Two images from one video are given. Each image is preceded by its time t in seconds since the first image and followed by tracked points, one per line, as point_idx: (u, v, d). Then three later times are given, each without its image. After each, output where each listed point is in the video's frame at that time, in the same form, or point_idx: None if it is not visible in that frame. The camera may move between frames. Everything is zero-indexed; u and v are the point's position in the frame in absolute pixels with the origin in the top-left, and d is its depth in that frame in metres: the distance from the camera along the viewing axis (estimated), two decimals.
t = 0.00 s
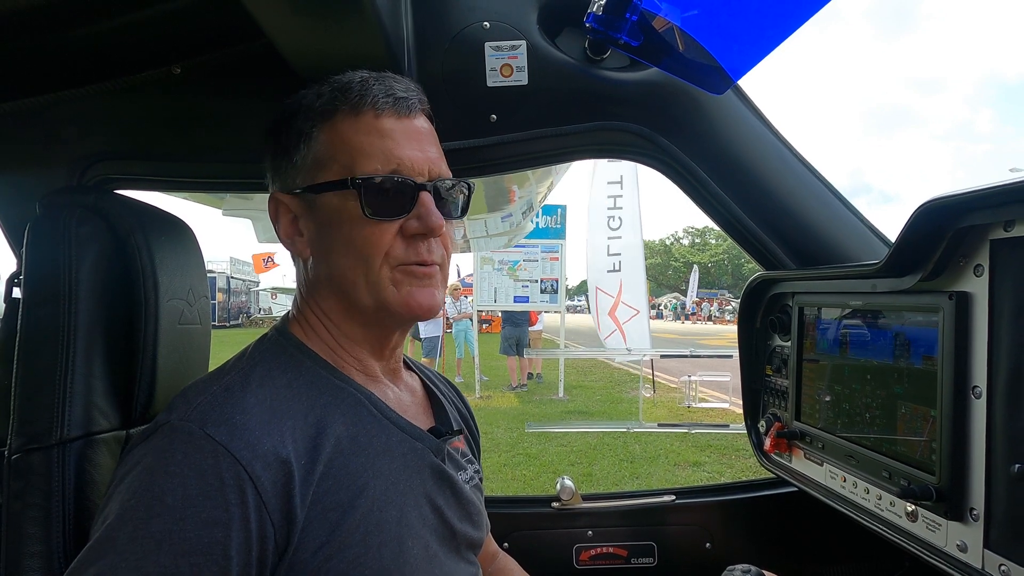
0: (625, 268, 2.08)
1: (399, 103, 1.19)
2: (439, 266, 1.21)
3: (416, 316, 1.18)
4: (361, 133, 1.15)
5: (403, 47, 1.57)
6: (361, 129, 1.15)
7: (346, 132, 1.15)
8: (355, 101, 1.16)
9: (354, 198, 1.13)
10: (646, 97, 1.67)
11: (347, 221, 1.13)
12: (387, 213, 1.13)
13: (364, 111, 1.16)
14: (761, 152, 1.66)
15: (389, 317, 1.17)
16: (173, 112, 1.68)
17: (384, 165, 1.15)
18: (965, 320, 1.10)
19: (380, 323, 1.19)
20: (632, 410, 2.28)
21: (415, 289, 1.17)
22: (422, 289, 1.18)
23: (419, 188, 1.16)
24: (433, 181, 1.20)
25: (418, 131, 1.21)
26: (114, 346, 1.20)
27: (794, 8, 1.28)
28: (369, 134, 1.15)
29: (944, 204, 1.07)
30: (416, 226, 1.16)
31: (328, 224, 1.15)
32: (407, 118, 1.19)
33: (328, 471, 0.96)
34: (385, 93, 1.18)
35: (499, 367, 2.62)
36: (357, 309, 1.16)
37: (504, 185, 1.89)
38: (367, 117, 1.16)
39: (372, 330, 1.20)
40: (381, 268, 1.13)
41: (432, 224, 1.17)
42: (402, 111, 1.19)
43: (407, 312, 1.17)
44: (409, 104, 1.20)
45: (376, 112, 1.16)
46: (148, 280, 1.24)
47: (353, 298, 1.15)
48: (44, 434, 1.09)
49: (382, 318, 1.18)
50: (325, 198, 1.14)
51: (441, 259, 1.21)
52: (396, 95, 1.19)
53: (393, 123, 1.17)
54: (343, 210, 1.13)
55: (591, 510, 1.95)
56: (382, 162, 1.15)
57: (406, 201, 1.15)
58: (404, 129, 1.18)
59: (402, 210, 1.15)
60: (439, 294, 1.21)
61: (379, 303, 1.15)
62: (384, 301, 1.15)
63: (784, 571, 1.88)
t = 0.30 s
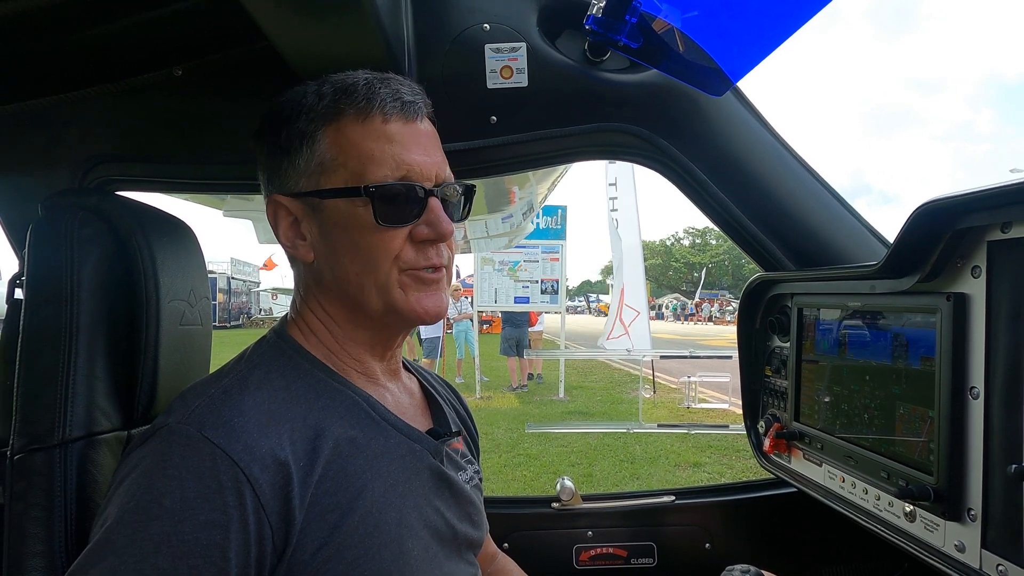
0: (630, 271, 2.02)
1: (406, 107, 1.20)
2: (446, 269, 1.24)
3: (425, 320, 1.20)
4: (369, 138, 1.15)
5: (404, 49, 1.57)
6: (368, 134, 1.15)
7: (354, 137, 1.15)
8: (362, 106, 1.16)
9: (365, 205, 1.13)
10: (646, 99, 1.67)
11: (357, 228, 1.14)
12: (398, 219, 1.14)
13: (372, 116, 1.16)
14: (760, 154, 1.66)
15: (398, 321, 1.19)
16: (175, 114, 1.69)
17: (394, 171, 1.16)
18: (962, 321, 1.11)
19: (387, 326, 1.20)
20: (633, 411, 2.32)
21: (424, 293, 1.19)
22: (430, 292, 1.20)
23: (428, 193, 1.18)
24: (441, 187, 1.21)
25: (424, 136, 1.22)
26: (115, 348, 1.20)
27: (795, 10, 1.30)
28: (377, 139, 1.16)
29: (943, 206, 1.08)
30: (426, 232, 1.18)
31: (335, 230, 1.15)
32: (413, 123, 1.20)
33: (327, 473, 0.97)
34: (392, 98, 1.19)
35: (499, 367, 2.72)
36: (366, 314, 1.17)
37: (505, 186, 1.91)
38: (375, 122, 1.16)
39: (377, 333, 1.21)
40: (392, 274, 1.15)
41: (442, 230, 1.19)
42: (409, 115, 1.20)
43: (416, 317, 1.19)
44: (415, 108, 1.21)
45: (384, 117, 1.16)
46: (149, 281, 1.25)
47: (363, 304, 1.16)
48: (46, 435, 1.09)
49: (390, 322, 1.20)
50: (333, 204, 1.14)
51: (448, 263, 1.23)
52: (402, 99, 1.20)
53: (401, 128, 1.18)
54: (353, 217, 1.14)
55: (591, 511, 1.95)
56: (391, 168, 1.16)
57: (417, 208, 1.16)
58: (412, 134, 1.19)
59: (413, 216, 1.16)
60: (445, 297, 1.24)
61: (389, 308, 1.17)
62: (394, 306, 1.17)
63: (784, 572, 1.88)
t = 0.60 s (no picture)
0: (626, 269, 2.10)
1: (384, 100, 1.20)
2: (425, 262, 1.21)
3: (397, 312, 1.18)
4: (345, 130, 1.17)
5: (403, 52, 1.58)
6: (344, 127, 1.17)
7: (331, 132, 1.18)
8: (340, 100, 1.18)
9: (334, 195, 1.14)
10: (644, 101, 1.68)
11: (330, 218, 1.15)
12: (366, 208, 1.14)
13: (348, 109, 1.17)
14: (758, 156, 1.67)
15: (372, 313, 1.17)
16: (175, 116, 1.70)
17: (365, 160, 1.17)
18: (958, 322, 1.11)
19: (365, 320, 1.19)
20: (632, 411, 2.36)
21: (395, 284, 1.16)
22: (402, 284, 1.17)
23: (399, 182, 1.17)
24: (416, 176, 1.19)
25: (403, 127, 1.21)
26: (116, 348, 1.21)
27: (793, 10, 1.30)
28: (352, 131, 1.17)
29: (939, 207, 1.08)
30: (395, 220, 1.15)
31: (315, 221, 1.18)
32: (391, 114, 1.20)
33: (328, 473, 0.97)
34: (370, 91, 1.20)
35: (499, 367, 2.71)
36: (343, 305, 1.18)
37: (504, 186, 1.90)
38: (351, 116, 1.17)
39: (360, 328, 1.20)
40: (360, 264, 1.14)
41: (411, 218, 1.16)
42: (386, 107, 1.19)
43: (387, 308, 1.17)
44: (393, 100, 1.21)
45: (360, 110, 1.17)
46: (149, 282, 1.26)
47: (338, 295, 1.17)
48: (48, 435, 1.10)
49: (366, 314, 1.18)
50: (312, 196, 1.17)
51: (426, 255, 1.20)
52: (381, 92, 1.20)
53: (376, 119, 1.18)
54: (327, 207, 1.15)
55: (590, 511, 1.95)
56: (363, 158, 1.16)
57: (386, 196, 1.15)
58: (387, 125, 1.19)
59: (380, 205, 1.15)
60: (423, 289, 1.20)
61: (361, 299, 1.16)
62: (366, 298, 1.15)
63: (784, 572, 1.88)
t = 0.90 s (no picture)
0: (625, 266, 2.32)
1: (383, 105, 1.20)
2: (419, 268, 1.20)
3: (386, 318, 1.18)
4: (344, 135, 1.18)
5: (403, 53, 1.59)
6: (343, 132, 1.18)
7: (331, 136, 1.18)
8: (341, 105, 1.19)
9: (328, 199, 1.15)
10: (643, 103, 1.68)
11: (326, 223, 1.16)
12: (360, 213, 1.14)
13: (347, 114, 1.18)
14: (757, 158, 1.67)
15: (363, 318, 1.18)
16: (176, 117, 1.70)
17: (361, 165, 1.17)
18: (956, 323, 1.12)
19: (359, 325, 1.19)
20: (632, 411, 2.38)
21: (385, 290, 1.16)
22: (393, 290, 1.17)
23: (393, 189, 1.17)
24: (412, 183, 1.19)
25: (402, 133, 1.21)
26: (117, 349, 1.21)
27: (792, 11, 1.30)
28: (350, 136, 1.18)
29: (936, 209, 1.08)
30: (386, 227, 1.15)
31: (313, 225, 1.19)
32: (390, 120, 1.20)
33: (329, 474, 0.98)
34: (370, 97, 1.20)
35: (498, 368, 2.73)
36: (337, 310, 1.18)
37: (504, 188, 1.89)
38: (351, 121, 1.18)
39: (356, 333, 1.21)
40: (352, 268, 1.15)
41: (402, 225, 1.16)
42: (385, 113, 1.19)
43: (377, 314, 1.17)
44: (393, 106, 1.21)
45: (359, 116, 1.18)
46: (150, 283, 1.26)
47: (332, 299, 1.17)
48: (49, 435, 1.10)
49: (358, 320, 1.18)
50: (311, 200, 1.18)
51: (419, 262, 1.20)
52: (381, 97, 1.20)
53: (374, 124, 1.18)
54: (324, 211, 1.16)
55: (590, 512, 1.96)
56: (359, 163, 1.17)
57: (380, 203, 1.16)
58: (385, 130, 1.19)
59: (373, 211, 1.15)
60: (413, 297, 1.20)
61: (353, 303, 1.16)
62: (358, 303, 1.16)
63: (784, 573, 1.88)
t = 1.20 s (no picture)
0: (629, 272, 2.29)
1: (388, 106, 1.20)
2: (419, 271, 1.20)
3: (384, 321, 1.17)
4: (348, 136, 1.18)
5: (403, 53, 1.59)
6: (347, 132, 1.18)
7: (335, 136, 1.19)
8: (346, 105, 1.19)
9: (329, 199, 1.15)
10: (644, 103, 1.68)
11: (326, 223, 1.16)
12: (361, 215, 1.14)
13: (352, 114, 1.18)
14: (757, 160, 1.67)
15: (362, 320, 1.17)
16: (176, 117, 1.70)
17: (363, 166, 1.17)
18: (956, 324, 1.12)
19: (358, 326, 1.19)
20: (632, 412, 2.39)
21: (384, 293, 1.16)
22: (392, 293, 1.17)
23: (395, 191, 1.17)
24: (414, 185, 1.19)
25: (406, 134, 1.21)
26: (117, 349, 1.21)
27: (793, 11, 1.30)
28: (354, 136, 1.17)
29: (938, 208, 1.08)
30: (386, 229, 1.15)
31: (315, 224, 1.19)
32: (394, 121, 1.20)
33: (328, 475, 0.98)
34: (375, 97, 1.20)
35: (498, 369, 2.68)
36: (336, 310, 1.18)
37: (504, 187, 1.90)
38: (354, 121, 1.18)
39: (355, 333, 1.21)
40: (351, 270, 1.15)
41: (402, 228, 1.16)
42: (389, 113, 1.19)
43: (376, 317, 1.16)
44: (398, 107, 1.21)
45: (363, 116, 1.18)
46: (151, 282, 1.26)
47: (332, 300, 1.17)
48: (49, 435, 1.10)
49: (357, 321, 1.18)
50: (314, 200, 1.19)
51: (419, 265, 1.20)
52: (386, 98, 1.20)
53: (378, 125, 1.18)
54: (325, 211, 1.16)
55: (590, 512, 1.96)
56: (361, 164, 1.17)
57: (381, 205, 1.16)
58: (389, 131, 1.19)
59: (373, 213, 1.15)
60: (413, 300, 1.20)
61: (351, 305, 1.16)
62: (357, 304, 1.15)
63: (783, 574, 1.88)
